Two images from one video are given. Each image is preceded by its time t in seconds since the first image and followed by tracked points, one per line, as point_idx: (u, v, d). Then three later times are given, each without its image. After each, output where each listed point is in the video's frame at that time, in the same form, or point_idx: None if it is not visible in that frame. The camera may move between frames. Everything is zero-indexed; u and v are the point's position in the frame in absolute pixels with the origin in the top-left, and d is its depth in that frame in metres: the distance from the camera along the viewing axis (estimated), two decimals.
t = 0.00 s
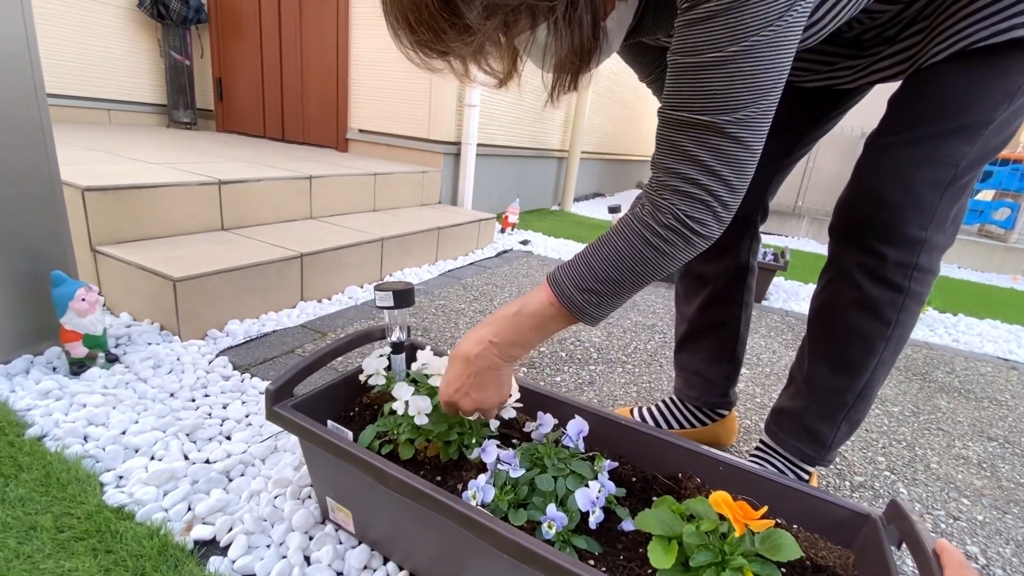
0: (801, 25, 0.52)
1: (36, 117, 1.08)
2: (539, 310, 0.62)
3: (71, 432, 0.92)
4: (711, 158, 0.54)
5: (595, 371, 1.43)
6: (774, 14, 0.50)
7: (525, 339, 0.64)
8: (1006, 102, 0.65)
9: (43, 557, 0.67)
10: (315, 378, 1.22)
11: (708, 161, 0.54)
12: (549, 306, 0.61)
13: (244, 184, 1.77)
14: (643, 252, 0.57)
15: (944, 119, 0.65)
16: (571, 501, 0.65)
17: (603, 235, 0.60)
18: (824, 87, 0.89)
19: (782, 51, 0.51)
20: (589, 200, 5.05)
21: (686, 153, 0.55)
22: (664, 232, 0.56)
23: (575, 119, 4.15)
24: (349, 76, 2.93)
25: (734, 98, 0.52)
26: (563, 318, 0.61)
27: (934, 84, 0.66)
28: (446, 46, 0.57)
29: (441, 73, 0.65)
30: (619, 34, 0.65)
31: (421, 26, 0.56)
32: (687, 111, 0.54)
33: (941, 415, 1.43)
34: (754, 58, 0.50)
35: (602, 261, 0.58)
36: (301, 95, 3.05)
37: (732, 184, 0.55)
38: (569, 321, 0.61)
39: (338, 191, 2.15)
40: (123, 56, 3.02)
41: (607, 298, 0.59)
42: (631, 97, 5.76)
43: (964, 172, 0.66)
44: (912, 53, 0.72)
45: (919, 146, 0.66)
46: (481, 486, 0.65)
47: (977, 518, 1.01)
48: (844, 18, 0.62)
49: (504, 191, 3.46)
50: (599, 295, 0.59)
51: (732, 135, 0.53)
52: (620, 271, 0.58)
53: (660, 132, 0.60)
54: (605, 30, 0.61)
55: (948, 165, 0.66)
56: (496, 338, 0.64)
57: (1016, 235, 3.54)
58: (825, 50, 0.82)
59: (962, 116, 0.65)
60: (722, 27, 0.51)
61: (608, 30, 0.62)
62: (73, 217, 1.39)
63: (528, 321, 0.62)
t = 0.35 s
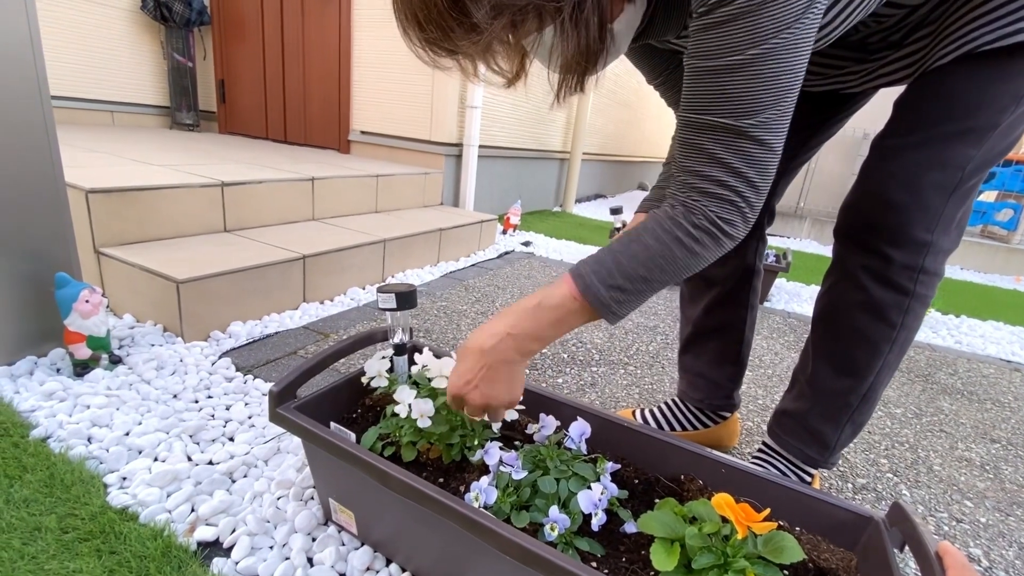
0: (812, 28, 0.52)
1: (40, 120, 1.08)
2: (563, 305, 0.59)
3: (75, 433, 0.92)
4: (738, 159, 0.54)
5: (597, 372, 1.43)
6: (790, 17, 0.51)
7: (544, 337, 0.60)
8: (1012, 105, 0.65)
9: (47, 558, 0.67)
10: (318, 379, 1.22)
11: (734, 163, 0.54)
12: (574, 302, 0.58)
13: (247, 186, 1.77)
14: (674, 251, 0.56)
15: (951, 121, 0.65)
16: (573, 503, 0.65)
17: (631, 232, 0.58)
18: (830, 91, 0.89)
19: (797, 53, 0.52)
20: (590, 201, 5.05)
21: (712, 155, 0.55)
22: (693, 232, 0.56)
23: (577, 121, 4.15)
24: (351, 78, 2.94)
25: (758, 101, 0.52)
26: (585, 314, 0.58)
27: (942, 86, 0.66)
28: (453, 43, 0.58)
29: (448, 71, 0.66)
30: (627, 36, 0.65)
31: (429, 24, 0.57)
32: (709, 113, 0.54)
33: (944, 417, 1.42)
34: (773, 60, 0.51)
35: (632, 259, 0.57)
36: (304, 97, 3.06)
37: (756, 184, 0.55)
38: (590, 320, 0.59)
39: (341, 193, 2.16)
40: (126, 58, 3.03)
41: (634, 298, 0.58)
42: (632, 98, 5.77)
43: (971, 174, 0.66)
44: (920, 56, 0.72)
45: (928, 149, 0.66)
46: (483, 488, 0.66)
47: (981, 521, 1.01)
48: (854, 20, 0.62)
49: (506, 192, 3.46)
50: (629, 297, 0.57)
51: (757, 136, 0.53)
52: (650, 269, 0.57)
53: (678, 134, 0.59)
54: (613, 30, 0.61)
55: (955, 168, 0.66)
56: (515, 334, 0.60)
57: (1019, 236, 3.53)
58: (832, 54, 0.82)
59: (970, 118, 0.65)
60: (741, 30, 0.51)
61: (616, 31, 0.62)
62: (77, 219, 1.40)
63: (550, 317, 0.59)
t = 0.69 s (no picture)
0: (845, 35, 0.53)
1: (43, 122, 1.09)
2: (600, 264, 0.64)
3: (77, 435, 0.93)
4: (774, 165, 0.55)
5: (598, 374, 1.43)
6: (824, 32, 0.50)
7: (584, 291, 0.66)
8: (1016, 109, 0.65)
9: (50, 559, 0.67)
10: (320, 381, 1.22)
11: (770, 167, 0.55)
12: (611, 261, 0.63)
13: (249, 188, 1.77)
14: (707, 242, 0.60)
15: (957, 125, 0.65)
16: (575, 506, 0.65)
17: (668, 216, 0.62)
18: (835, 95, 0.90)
19: (831, 62, 0.52)
20: (591, 203, 5.06)
21: (748, 162, 0.56)
22: (726, 229, 0.59)
23: (578, 123, 4.16)
24: (352, 80, 2.94)
25: (795, 113, 0.53)
26: (620, 275, 0.64)
27: (946, 90, 0.67)
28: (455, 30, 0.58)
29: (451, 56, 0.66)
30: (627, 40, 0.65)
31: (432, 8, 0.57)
32: (747, 127, 0.55)
33: (946, 419, 1.42)
34: (810, 76, 0.51)
35: (665, 241, 0.61)
36: (306, 99, 3.06)
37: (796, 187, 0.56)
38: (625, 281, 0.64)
39: (342, 195, 2.16)
40: (128, 61, 3.04)
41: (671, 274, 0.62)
42: (633, 100, 5.77)
43: (976, 177, 0.66)
44: (923, 61, 0.73)
45: (933, 152, 0.66)
46: (486, 490, 0.66)
47: (983, 523, 1.01)
48: (866, 22, 0.62)
49: (507, 194, 3.47)
50: (663, 272, 0.62)
51: (794, 145, 0.54)
52: (681, 252, 0.61)
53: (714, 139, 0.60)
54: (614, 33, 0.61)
55: (960, 171, 0.66)
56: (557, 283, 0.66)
57: (1021, 237, 3.53)
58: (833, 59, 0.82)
59: (974, 122, 0.65)
60: (777, 50, 0.51)
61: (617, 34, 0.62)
62: (79, 221, 1.40)
63: (589, 273, 0.64)
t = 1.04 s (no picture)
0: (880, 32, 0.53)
1: (43, 125, 1.09)
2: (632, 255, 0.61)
3: (76, 438, 0.92)
4: (812, 161, 0.54)
5: (598, 377, 1.43)
6: (858, 29, 0.50)
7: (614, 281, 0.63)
8: (1015, 113, 0.65)
9: (49, 563, 0.67)
10: (318, 384, 1.22)
11: (808, 164, 0.54)
12: (643, 251, 0.61)
13: (248, 191, 1.78)
14: (742, 234, 0.58)
15: (957, 128, 0.65)
16: (574, 510, 0.65)
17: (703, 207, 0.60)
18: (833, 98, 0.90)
19: (864, 59, 0.52)
20: (590, 205, 5.06)
21: (786, 157, 0.55)
22: (765, 225, 0.57)
23: (577, 125, 4.16)
24: (352, 82, 2.95)
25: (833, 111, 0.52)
26: (650, 262, 0.61)
27: (948, 95, 0.67)
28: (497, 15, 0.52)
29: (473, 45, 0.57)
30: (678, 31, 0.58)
31: None
32: (782, 125, 0.54)
33: (945, 421, 1.42)
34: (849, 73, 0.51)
35: (700, 238, 0.60)
36: (306, 101, 3.07)
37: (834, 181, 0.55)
38: (656, 270, 0.62)
39: (342, 197, 2.16)
40: (129, 64, 3.05)
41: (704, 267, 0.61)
42: (632, 102, 5.78)
43: (975, 181, 0.67)
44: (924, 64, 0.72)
45: (932, 155, 0.66)
46: (484, 494, 0.66)
47: (982, 526, 1.00)
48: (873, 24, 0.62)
49: (507, 196, 3.47)
50: (691, 265, 0.61)
51: (833, 140, 0.53)
52: (716, 246, 0.59)
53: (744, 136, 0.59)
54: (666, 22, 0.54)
55: (959, 174, 0.66)
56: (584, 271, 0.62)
57: (1020, 239, 3.53)
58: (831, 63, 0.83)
59: (973, 125, 0.65)
60: (816, 47, 0.50)
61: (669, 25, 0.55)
62: (78, 224, 1.40)
63: (623, 263, 0.61)
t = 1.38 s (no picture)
0: None
1: (42, 127, 1.09)
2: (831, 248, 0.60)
3: (75, 439, 0.92)
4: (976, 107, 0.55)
5: (597, 377, 1.43)
6: None
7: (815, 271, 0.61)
8: (1015, 114, 0.65)
9: (47, 564, 0.67)
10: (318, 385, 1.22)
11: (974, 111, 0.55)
12: (832, 241, 0.60)
13: (247, 192, 1.78)
14: (936, 175, 0.58)
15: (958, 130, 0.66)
16: (574, 509, 0.65)
17: (875, 181, 0.59)
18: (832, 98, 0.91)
19: None
20: (589, 206, 5.07)
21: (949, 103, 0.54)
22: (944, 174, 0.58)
23: (576, 126, 4.16)
24: (351, 84, 2.95)
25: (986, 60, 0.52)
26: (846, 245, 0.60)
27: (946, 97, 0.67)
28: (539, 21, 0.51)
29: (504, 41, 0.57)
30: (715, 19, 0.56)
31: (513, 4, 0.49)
32: (942, 83, 0.53)
33: (944, 421, 1.43)
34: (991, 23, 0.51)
35: (897, 211, 0.59)
36: (304, 102, 3.07)
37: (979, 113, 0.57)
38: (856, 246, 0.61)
39: (340, 198, 2.16)
40: (127, 65, 3.05)
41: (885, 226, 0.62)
42: (631, 103, 5.79)
43: (975, 181, 0.67)
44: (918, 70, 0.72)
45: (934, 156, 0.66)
46: (483, 494, 0.66)
47: (980, 525, 1.01)
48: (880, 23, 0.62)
49: (505, 197, 3.47)
50: (882, 232, 0.60)
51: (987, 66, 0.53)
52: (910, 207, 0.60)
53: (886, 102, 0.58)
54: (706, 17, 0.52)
55: (961, 175, 0.66)
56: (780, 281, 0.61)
57: (1018, 239, 3.54)
58: (829, 65, 0.83)
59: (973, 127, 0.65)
60: (956, 8, 0.49)
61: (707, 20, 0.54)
62: (77, 226, 1.40)
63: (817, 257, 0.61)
